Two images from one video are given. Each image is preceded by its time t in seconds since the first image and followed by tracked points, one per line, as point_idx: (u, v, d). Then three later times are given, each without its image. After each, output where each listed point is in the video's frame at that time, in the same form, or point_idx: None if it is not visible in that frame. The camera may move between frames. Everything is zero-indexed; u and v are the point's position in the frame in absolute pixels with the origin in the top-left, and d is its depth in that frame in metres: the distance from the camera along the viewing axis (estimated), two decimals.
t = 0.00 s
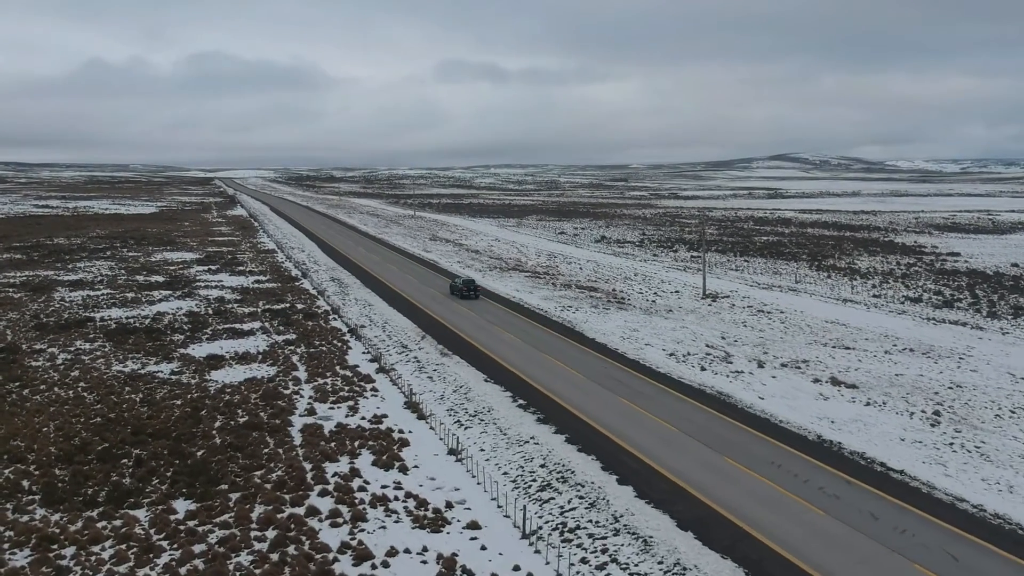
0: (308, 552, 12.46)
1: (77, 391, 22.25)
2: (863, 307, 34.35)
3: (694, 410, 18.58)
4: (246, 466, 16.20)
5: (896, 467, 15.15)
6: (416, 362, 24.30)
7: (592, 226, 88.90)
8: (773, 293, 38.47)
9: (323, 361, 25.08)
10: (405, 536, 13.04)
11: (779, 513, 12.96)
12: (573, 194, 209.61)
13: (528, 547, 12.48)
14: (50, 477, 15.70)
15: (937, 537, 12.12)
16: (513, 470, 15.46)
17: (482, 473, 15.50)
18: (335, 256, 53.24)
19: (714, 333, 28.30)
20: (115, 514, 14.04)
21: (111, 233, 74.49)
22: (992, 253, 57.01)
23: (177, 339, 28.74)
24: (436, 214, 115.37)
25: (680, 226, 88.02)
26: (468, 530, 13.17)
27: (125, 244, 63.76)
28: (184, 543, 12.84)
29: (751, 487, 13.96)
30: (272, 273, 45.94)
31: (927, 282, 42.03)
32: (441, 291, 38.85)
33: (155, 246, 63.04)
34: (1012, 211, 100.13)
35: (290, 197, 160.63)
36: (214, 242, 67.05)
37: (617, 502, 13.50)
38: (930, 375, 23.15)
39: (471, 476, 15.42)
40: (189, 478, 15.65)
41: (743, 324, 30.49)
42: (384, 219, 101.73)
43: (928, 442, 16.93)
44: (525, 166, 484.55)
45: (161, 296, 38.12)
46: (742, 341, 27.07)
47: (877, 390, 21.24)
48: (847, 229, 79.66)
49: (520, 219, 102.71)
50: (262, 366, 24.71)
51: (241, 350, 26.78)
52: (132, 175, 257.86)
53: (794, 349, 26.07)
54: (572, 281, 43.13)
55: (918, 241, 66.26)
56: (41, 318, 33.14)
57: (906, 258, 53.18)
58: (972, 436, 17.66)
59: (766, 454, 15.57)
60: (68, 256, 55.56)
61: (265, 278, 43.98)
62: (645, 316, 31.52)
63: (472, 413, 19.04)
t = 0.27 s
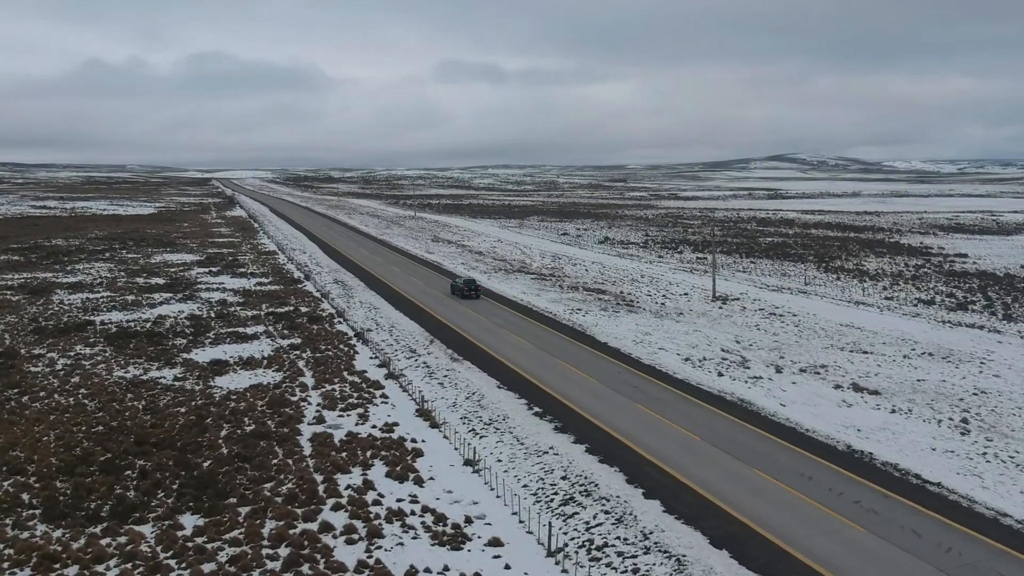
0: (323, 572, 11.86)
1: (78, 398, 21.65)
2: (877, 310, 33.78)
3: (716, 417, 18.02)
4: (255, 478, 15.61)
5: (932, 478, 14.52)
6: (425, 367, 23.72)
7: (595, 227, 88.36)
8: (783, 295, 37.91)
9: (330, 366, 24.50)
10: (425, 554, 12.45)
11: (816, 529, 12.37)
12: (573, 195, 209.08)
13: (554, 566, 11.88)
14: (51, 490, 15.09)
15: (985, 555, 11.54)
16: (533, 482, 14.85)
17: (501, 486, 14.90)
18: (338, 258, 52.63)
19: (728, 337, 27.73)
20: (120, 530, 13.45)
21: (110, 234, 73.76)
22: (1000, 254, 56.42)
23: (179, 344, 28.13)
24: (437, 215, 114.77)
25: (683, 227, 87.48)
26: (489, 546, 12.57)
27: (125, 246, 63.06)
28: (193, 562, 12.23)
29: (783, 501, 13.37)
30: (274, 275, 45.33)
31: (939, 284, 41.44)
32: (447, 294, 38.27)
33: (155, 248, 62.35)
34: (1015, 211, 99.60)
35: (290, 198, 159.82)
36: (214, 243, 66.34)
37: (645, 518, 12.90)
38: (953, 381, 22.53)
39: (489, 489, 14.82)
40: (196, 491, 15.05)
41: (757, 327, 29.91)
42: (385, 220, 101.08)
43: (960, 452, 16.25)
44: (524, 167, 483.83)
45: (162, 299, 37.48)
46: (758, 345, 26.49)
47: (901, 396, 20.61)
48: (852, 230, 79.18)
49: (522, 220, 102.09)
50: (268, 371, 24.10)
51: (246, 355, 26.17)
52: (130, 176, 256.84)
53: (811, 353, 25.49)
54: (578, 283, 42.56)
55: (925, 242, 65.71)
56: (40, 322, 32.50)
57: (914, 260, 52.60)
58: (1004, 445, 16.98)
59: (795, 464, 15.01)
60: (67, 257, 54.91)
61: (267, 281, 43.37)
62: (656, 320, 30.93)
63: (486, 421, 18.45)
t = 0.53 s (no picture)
0: None
1: (75, 405, 20.98)
2: (887, 313, 33.34)
3: (736, 426, 17.55)
4: (261, 492, 14.99)
5: (966, 490, 14.01)
6: (432, 373, 23.12)
7: (594, 228, 87.82)
8: (791, 298, 37.46)
9: (334, 372, 23.87)
10: (443, 573, 11.84)
11: (854, 546, 11.84)
12: (569, 195, 208.77)
13: None
14: (48, 505, 14.43)
15: None
16: (552, 495, 14.27)
17: (518, 499, 14.31)
18: (337, 260, 52.00)
19: (739, 341, 27.23)
20: (121, 548, 12.81)
21: (104, 235, 72.82)
22: (1004, 255, 56.13)
23: (178, 348, 27.44)
24: (434, 216, 114.13)
25: (683, 228, 87.03)
26: (510, 565, 11.97)
27: (120, 247, 62.23)
28: None
29: (816, 517, 12.84)
30: (273, 277, 44.63)
31: (946, 286, 41.06)
32: (450, 296, 37.68)
33: (150, 249, 61.49)
34: (1014, 212, 99.56)
35: (285, 198, 158.86)
36: (211, 244, 65.55)
37: (673, 535, 12.33)
38: (973, 386, 22.07)
39: (506, 503, 14.22)
40: (200, 506, 14.41)
41: (767, 331, 29.41)
42: (382, 221, 100.32)
43: (991, 461, 15.77)
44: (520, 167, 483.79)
45: (159, 302, 36.76)
46: (770, 349, 26.00)
47: (922, 403, 20.13)
48: (852, 231, 78.90)
49: (520, 221, 101.57)
50: (270, 377, 23.43)
51: (247, 360, 25.48)
52: (124, 175, 254.95)
53: (825, 358, 25.01)
54: (582, 285, 42.00)
55: (926, 243, 65.46)
56: (34, 326, 31.73)
57: (918, 261, 52.26)
58: None
59: (822, 475, 14.55)
60: (61, 259, 54.06)
61: (266, 283, 42.67)
62: (664, 323, 30.39)
63: (499, 430, 17.86)
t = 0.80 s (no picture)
0: None
1: (71, 414, 20.28)
2: (897, 316, 32.92)
3: (757, 434, 17.04)
4: (269, 506, 14.35)
5: (1003, 504, 13.54)
6: (440, 379, 22.51)
7: (594, 229, 87.32)
8: (798, 300, 37.01)
9: (339, 378, 23.22)
10: None
11: (897, 566, 11.37)
12: (566, 197, 208.56)
13: None
14: (45, 521, 13.76)
15: None
16: (573, 510, 13.69)
17: (537, 514, 13.71)
18: (336, 262, 51.31)
19: (751, 345, 26.72)
20: (123, 568, 12.16)
21: (99, 237, 71.85)
22: (1007, 257, 55.88)
23: (177, 354, 26.75)
24: (432, 217, 113.56)
25: (683, 229, 86.70)
26: None
27: (115, 249, 61.37)
28: None
29: (853, 534, 12.36)
30: (272, 280, 43.91)
31: (954, 288, 40.70)
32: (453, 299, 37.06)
33: (146, 252, 60.65)
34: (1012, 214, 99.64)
35: (281, 200, 157.93)
36: (207, 246, 64.77)
37: (705, 554, 11.78)
38: (994, 392, 21.63)
39: (525, 518, 13.63)
40: (204, 522, 13.76)
41: (778, 335, 28.93)
42: (380, 222, 99.66)
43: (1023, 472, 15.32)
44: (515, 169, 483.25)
45: (157, 305, 36.01)
46: (784, 354, 25.50)
47: (944, 411, 19.68)
48: (853, 232, 78.65)
49: (519, 222, 101.05)
50: (273, 384, 22.77)
51: (248, 366, 24.81)
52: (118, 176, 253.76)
53: (840, 363, 24.53)
54: (586, 288, 41.45)
55: (929, 244, 65.22)
56: (28, 330, 30.95)
57: (923, 263, 51.95)
58: None
59: (854, 489, 14.06)
60: (55, 262, 53.21)
61: (265, 286, 41.97)
62: (673, 327, 29.85)
63: (512, 440, 17.26)
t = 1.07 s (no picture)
0: None
1: (71, 423, 19.62)
2: (910, 319, 32.44)
3: (783, 444, 16.52)
4: (279, 523, 13.73)
5: None
6: (450, 385, 21.90)
7: (595, 231, 86.82)
8: (809, 303, 36.50)
9: (346, 385, 22.57)
10: None
11: None
12: (565, 198, 208.21)
13: None
14: (44, 539, 13.12)
15: None
16: (597, 526, 13.10)
17: (560, 530, 13.11)
18: (337, 265, 50.69)
19: (766, 350, 26.18)
20: None
21: (96, 239, 71.07)
22: (1014, 259, 55.51)
23: (179, 359, 26.12)
24: (432, 219, 112.96)
25: (684, 231, 86.22)
26: None
27: (113, 251, 60.63)
28: None
29: (896, 552, 11.82)
30: (273, 282, 43.25)
31: (964, 291, 40.26)
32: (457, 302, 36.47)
33: (144, 254, 59.91)
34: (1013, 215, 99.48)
35: (280, 201, 157.19)
36: (206, 249, 64.05)
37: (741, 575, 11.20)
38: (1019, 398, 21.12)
39: (548, 535, 13.04)
40: (211, 540, 13.14)
41: (792, 339, 28.38)
42: (379, 223, 98.98)
43: None
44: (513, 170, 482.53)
45: (156, 309, 35.33)
46: (800, 359, 24.95)
47: (971, 418, 19.16)
48: (856, 234, 78.20)
49: (519, 223, 100.51)
50: (278, 391, 22.15)
51: (252, 372, 24.18)
52: (115, 178, 253.40)
53: (858, 369, 23.99)
54: (592, 290, 40.87)
55: (934, 246, 64.84)
56: (25, 335, 30.25)
57: (930, 265, 51.55)
58: None
59: (891, 503, 13.56)
60: (53, 264, 52.45)
61: (266, 288, 41.30)
62: (685, 331, 29.28)
63: (529, 450, 16.65)
